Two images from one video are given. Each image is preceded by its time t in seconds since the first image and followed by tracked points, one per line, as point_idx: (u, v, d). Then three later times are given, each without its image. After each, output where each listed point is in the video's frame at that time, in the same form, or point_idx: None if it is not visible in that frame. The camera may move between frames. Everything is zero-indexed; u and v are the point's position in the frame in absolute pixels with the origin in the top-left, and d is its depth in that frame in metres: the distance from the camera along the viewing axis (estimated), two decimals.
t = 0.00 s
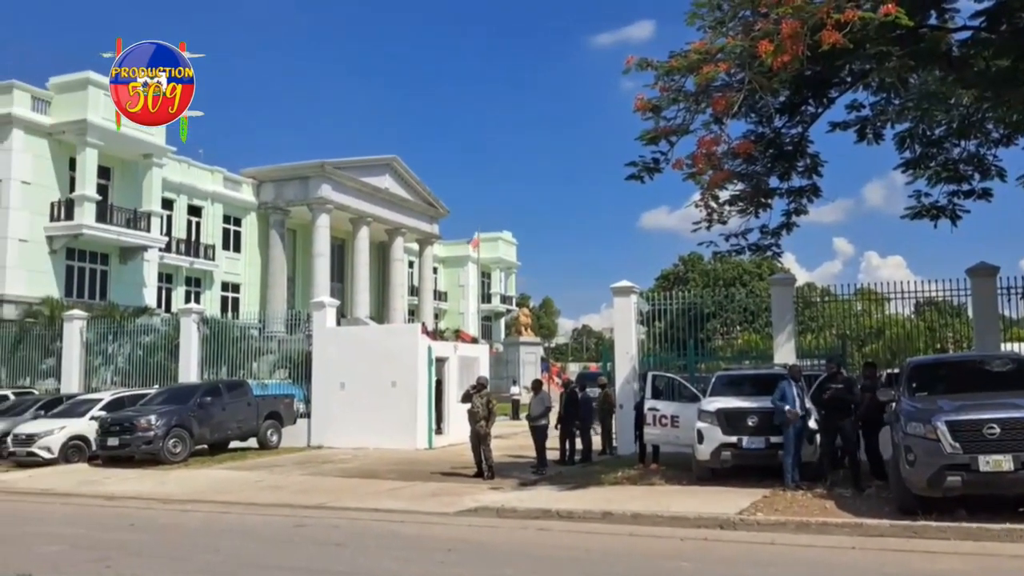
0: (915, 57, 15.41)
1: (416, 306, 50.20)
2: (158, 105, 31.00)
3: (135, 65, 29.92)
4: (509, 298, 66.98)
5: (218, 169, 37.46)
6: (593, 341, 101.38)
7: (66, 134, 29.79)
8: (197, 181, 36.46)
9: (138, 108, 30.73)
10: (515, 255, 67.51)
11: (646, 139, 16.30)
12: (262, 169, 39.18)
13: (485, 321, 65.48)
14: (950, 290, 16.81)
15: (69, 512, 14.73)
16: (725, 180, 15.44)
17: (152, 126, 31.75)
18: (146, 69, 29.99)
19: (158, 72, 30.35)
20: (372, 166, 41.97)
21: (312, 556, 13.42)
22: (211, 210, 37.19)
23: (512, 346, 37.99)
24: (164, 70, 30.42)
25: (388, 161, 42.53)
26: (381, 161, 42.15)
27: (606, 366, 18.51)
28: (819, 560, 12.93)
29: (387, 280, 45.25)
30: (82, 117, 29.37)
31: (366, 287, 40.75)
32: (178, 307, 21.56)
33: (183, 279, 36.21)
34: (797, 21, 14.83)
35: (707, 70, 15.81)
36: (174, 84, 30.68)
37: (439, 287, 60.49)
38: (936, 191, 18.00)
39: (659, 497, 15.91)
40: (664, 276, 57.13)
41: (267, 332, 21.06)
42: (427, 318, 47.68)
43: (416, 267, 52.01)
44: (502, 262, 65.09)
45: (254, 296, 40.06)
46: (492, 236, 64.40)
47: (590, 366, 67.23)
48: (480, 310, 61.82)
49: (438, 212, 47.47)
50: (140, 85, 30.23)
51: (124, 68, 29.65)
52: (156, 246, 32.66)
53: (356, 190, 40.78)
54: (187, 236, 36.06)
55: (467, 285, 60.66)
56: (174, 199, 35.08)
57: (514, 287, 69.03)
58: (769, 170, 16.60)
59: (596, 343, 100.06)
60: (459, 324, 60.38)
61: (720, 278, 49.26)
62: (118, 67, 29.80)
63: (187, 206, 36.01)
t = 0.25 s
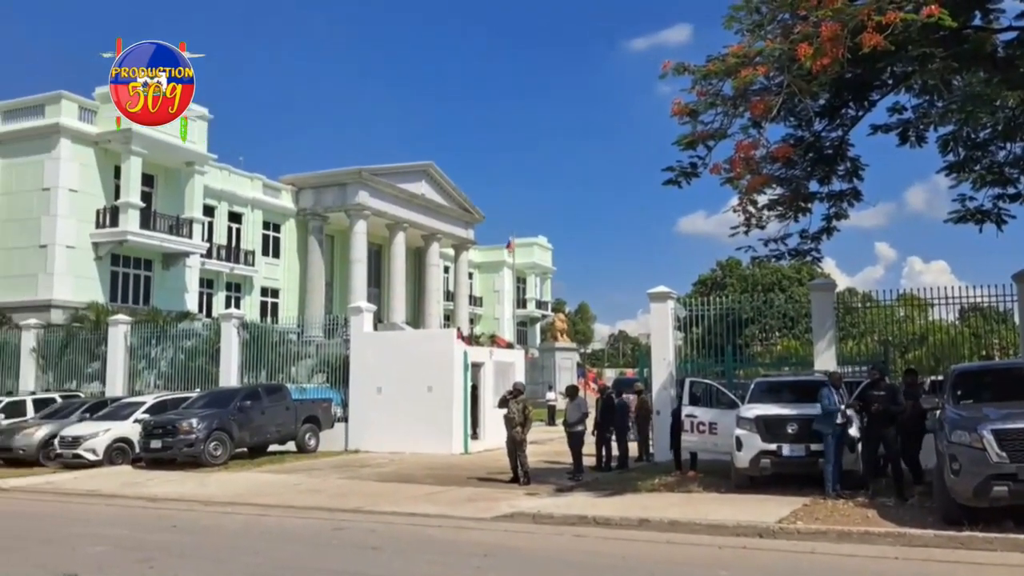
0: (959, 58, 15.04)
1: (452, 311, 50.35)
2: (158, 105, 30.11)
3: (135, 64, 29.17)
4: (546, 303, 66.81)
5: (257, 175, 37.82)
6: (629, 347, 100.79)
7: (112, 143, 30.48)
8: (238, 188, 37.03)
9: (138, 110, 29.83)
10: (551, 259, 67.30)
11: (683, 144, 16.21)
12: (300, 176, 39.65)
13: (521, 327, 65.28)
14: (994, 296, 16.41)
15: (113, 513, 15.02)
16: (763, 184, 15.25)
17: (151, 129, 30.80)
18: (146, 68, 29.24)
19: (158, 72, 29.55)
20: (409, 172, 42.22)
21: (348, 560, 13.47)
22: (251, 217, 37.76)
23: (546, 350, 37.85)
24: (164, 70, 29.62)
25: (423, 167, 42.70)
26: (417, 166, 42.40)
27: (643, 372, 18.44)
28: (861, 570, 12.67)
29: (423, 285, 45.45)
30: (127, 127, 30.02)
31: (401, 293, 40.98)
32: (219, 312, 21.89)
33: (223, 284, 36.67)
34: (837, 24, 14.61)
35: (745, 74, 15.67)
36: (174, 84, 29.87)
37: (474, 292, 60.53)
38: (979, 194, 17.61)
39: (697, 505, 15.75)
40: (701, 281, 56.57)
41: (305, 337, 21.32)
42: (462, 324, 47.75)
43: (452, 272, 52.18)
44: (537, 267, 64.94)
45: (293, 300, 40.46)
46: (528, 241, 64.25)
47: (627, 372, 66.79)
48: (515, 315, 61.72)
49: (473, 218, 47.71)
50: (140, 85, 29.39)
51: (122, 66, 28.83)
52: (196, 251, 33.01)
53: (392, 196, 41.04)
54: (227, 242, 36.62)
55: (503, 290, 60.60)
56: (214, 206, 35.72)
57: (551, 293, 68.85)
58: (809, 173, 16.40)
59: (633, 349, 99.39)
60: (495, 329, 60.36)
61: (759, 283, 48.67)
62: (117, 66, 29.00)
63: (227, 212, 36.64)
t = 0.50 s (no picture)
0: (1003, 59, 14.55)
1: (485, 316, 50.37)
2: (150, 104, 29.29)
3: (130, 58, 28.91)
4: (580, 308, 66.53)
5: (294, 182, 38.39)
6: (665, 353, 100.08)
7: (154, 151, 31.02)
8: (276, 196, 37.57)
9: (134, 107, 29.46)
10: (585, 264, 67.01)
11: (719, 148, 16.09)
12: (335, 182, 40.09)
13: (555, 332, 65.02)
14: None
15: (154, 515, 15.25)
16: (801, 188, 15.06)
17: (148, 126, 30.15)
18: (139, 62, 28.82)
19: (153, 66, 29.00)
20: (443, 178, 42.44)
21: (382, 563, 13.51)
22: (288, 223, 38.26)
23: (581, 356, 37.67)
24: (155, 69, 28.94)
25: (456, 172, 42.90)
26: (450, 172, 42.61)
27: (679, 378, 18.33)
28: None
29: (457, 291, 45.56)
30: (169, 135, 30.52)
31: (435, 298, 41.11)
32: (257, 317, 22.16)
33: (261, 289, 37.10)
34: (876, 25, 14.32)
35: (782, 76, 15.49)
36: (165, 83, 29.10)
37: (507, 297, 60.49)
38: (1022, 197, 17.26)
39: (734, 512, 15.57)
40: (737, 286, 55.97)
41: (341, 341, 21.52)
42: (495, 329, 47.73)
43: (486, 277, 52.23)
44: (571, 272, 64.70)
45: (328, 304, 40.73)
46: (561, 246, 64.06)
47: (662, 378, 66.30)
48: (549, 320, 61.55)
49: (507, 223, 47.76)
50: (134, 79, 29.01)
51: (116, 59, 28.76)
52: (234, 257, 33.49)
53: (425, 202, 41.22)
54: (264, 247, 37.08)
55: (536, 295, 60.51)
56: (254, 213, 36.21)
57: (585, 298, 68.56)
58: (848, 177, 16.18)
59: (668, 354, 98.59)
60: (528, 334, 60.26)
61: (797, 288, 48.05)
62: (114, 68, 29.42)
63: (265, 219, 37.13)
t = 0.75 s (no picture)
0: None
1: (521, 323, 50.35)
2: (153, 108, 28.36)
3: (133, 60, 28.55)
4: (615, 314, 66.15)
5: (331, 192, 38.91)
6: (702, 360, 99.21)
7: (194, 162, 31.57)
8: (313, 205, 38.05)
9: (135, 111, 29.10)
10: (620, 270, 66.58)
11: (755, 152, 15.94)
12: (371, 191, 40.40)
13: (591, 338, 64.71)
14: None
15: (196, 520, 15.46)
16: (840, 191, 14.87)
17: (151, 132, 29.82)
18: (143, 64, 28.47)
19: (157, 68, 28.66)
20: (478, 185, 42.54)
21: (419, 570, 13.50)
22: (325, 232, 38.69)
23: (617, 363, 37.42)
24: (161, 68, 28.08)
25: (490, 180, 42.92)
26: (485, 180, 42.72)
27: (716, 385, 18.21)
28: None
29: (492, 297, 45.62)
30: (207, 146, 31.04)
31: (470, 305, 41.19)
32: (295, 325, 22.39)
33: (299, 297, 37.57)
34: (915, 25, 14.09)
35: (820, 79, 15.30)
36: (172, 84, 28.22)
37: (542, 304, 60.39)
38: None
39: (774, 521, 15.35)
40: (775, 291, 55.28)
41: (377, 348, 21.68)
42: (530, 336, 47.67)
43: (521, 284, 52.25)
44: (607, 278, 64.39)
45: (364, 312, 41.05)
46: (597, 252, 63.80)
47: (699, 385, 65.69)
48: (585, 327, 61.33)
49: (541, 230, 47.67)
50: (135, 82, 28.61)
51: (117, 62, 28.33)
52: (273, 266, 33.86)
53: (460, 209, 41.33)
54: (302, 256, 37.50)
55: (571, 301, 60.34)
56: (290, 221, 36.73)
57: (621, 304, 68.21)
58: (888, 180, 15.94)
59: (705, 360, 97.66)
60: (563, 340, 60.10)
61: (837, 293, 47.34)
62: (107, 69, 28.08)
63: (302, 228, 37.59)
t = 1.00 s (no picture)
0: None
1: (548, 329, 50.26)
2: (158, 105, 29.87)
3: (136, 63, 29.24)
4: (643, 321, 65.77)
5: (359, 201, 39.25)
6: (732, 366, 98.33)
7: (224, 172, 31.94)
8: (342, 214, 38.38)
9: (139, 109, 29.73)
10: (648, 276, 66.24)
11: (784, 156, 15.80)
12: (398, 199, 40.60)
13: (619, 345, 64.37)
14: None
15: (227, 527, 15.59)
16: (872, 195, 14.68)
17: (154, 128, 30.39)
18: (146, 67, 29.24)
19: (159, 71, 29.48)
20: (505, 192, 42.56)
21: None
22: (353, 240, 38.98)
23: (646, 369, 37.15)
24: (164, 70, 29.46)
25: (516, 186, 42.96)
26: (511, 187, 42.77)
27: (746, 391, 18.08)
28: None
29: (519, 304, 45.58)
30: (236, 156, 31.37)
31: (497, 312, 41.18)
32: (324, 332, 22.55)
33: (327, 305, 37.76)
34: (946, 27, 13.84)
35: (849, 82, 15.13)
36: (173, 85, 29.61)
37: (569, 311, 60.25)
38: None
39: (807, 529, 15.13)
40: (806, 296, 54.67)
41: (405, 355, 21.77)
42: (558, 342, 47.55)
43: (548, 290, 52.18)
44: (635, 284, 64.07)
45: (392, 319, 41.17)
46: (624, 258, 63.52)
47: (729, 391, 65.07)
48: (613, 333, 61.06)
49: (568, 236, 47.57)
50: (141, 84, 29.39)
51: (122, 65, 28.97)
52: (303, 274, 34.08)
53: (486, 216, 41.37)
54: (330, 264, 37.77)
55: (599, 307, 60.12)
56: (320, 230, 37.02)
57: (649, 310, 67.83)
58: (920, 184, 15.72)
59: (735, 366, 96.80)
60: (591, 347, 59.88)
61: (869, 297, 46.72)
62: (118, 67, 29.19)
63: (330, 236, 37.90)
